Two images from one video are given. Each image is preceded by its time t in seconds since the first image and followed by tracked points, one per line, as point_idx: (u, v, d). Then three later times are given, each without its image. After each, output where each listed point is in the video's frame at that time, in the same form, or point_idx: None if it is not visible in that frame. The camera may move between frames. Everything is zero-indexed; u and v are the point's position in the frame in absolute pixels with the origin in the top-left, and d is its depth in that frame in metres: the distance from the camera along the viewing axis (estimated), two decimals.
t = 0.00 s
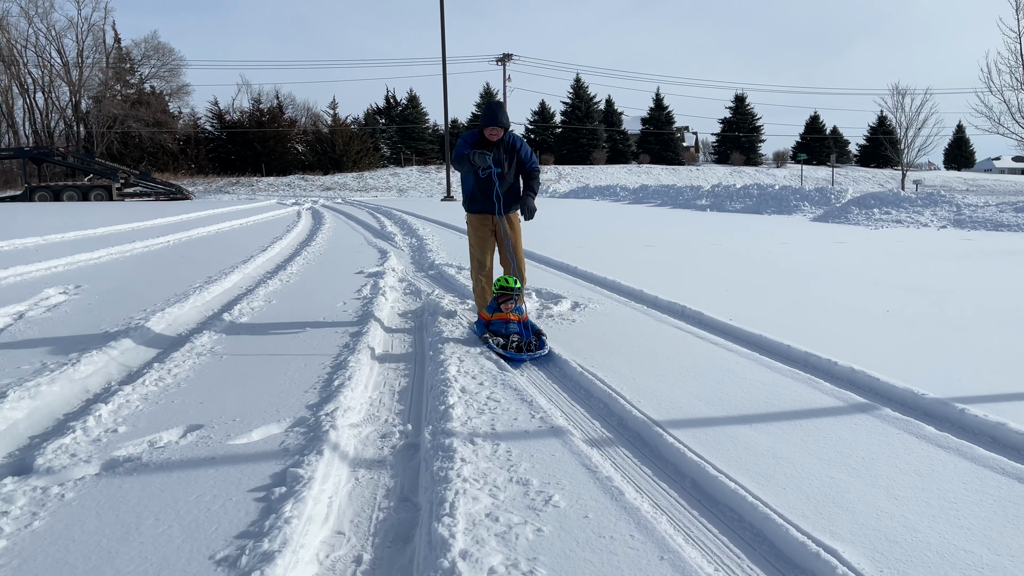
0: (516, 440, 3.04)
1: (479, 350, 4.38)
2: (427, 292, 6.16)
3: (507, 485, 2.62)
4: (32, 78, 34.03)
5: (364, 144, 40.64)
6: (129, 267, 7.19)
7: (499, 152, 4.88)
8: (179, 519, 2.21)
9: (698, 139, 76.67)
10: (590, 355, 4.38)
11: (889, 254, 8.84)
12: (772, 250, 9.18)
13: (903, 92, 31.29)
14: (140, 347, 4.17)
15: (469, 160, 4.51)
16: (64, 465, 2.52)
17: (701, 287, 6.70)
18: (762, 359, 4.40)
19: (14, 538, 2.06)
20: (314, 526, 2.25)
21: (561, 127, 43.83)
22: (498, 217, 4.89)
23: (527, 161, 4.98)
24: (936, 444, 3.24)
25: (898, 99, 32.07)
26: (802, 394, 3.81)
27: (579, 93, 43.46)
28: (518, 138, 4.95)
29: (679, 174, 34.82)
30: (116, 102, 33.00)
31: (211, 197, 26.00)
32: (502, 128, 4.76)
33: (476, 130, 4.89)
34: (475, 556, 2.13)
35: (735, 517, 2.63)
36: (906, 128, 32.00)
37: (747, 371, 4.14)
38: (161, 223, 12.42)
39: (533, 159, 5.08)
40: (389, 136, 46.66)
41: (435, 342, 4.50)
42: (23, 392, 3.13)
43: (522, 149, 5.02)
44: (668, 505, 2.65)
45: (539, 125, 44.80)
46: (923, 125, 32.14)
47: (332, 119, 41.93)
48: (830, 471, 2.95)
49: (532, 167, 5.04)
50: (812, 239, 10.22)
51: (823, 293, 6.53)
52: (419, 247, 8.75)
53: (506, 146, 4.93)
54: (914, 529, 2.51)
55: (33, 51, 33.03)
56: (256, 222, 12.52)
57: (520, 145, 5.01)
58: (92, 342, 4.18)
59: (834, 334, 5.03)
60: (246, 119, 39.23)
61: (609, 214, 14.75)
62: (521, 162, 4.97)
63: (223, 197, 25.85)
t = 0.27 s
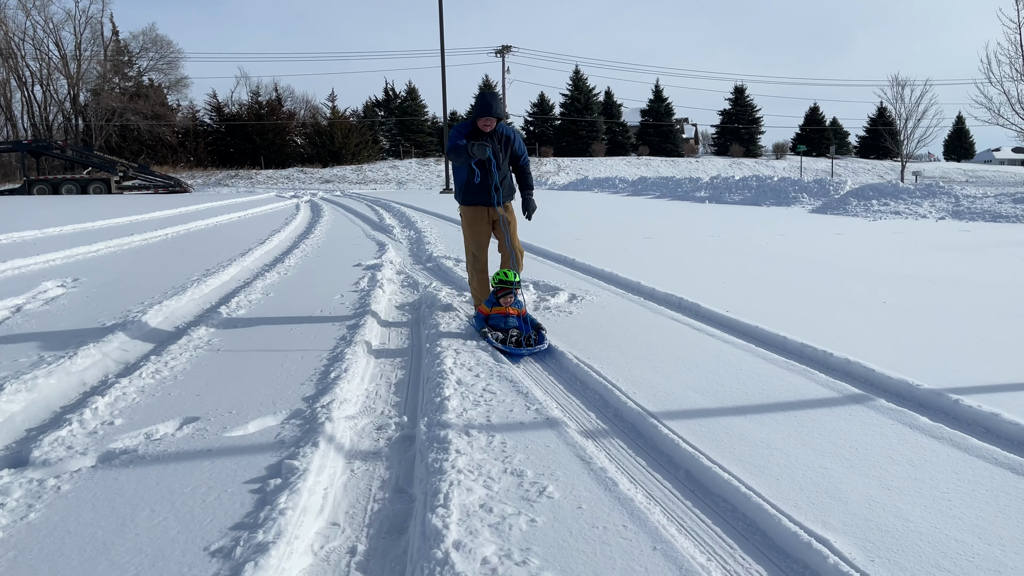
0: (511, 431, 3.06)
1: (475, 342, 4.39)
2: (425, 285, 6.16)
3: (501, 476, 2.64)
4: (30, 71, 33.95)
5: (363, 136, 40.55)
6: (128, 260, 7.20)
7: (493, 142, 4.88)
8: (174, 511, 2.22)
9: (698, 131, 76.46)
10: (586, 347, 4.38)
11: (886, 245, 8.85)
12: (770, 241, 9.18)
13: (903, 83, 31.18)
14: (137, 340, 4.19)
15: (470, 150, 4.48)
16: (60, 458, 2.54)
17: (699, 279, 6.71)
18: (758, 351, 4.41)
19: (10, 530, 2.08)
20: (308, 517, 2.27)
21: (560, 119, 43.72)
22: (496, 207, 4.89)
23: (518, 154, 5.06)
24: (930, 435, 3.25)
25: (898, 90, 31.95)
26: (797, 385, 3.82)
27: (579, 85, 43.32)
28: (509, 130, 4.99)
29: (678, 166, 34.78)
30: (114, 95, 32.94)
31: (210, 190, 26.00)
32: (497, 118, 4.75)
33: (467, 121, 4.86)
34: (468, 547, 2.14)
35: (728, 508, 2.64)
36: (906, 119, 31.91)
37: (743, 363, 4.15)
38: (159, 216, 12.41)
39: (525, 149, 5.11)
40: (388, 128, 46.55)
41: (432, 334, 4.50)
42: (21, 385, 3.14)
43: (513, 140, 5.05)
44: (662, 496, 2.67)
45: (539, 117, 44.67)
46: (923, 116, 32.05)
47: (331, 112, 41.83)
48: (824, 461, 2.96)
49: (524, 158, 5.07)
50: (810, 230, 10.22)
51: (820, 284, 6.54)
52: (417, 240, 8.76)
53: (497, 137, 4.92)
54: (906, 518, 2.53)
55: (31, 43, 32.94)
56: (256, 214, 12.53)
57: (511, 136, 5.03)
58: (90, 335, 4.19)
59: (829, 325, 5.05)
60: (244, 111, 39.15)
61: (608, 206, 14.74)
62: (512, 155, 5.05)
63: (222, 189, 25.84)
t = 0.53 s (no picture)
0: (506, 423, 3.07)
1: (471, 336, 4.42)
2: (423, 278, 6.19)
3: (496, 468, 2.65)
4: (27, 66, 33.85)
5: (362, 131, 40.47)
6: (125, 255, 7.20)
7: (491, 135, 4.88)
8: (169, 503, 2.24)
9: (697, 124, 76.38)
10: (581, 340, 4.40)
11: (883, 237, 8.86)
12: (766, 234, 9.20)
13: (902, 76, 31.11)
14: (134, 335, 4.19)
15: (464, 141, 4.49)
16: (57, 451, 2.55)
17: (695, 272, 6.73)
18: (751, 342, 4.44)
19: (6, 522, 2.09)
20: (303, 509, 2.28)
21: (559, 113, 43.62)
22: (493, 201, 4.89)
23: (516, 147, 5.04)
24: (923, 425, 3.27)
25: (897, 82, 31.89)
26: (789, 375, 3.86)
27: (577, 79, 43.20)
28: (508, 124, 4.98)
29: (676, 159, 34.74)
30: (112, 91, 32.85)
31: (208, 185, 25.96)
32: (494, 110, 4.75)
33: (465, 114, 4.86)
34: (461, 538, 2.16)
35: (721, 498, 2.66)
36: (905, 112, 31.86)
37: (737, 354, 4.18)
38: (157, 210, 12.39)
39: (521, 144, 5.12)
40: (386, 123, 46.43)
41: (428, 327, 4.53)
42: (17, 379, 3.16)
43: (510, 133, 5.05)
44: (655, 487, 2.68)
45: (537, 111, 44.56)
46: (923, 109, 32.00)
47: (329, 106, 41.73)
48: (818, 452, 2.98)
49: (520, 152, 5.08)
50: (807, 224, 10.22)
51: (816, 276, 6.56)
52: (415, 234, 8.78)
53: (496, 130, 4.93)
54: (898, 508, 2.55)
55: (28, 38, 32.80)
56: (254, 209, 12.53)
57: (508, 130, 5.03)
58: (87, 330, 4.20)
59: (823, 317, 5.07)
60: (243, 106, 39.08)
61: (606, 200, 14.74)
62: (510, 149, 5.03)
63: (221, 185, 25.81)
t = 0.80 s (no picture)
0: (499, 418, 3.09)
1: (465, 331, 4.43)
2: (417, 274, 6.20)
3: (488, 462, 2.66)
4: (21, 62, 33.65)
5: (357, 126, 40.34)
6: (120, 251, 7.19)
7: (491, 131, 4.86)
8: (162, 498, 2.24)
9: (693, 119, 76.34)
10: (575, 335, 4.42)
11: (877, 231, 8.89)
12: (761, 229, 9.22)
13: (897, 71, 31.13)
14: (127, 331, 4.19)
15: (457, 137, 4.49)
16: (50, 447, 2.56)
17: (689, 267, 6.74)
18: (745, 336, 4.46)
19: None
20: (296, 504, 2.30)
21: (555, 108, 43.55)
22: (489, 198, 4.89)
23: (516, 144, 5.02)
24: (914, 419, 3.29)
25: (892, 77, 31.90)
26: (782, 369, 3.88)
27: (573, 74, 43.13)
28: (510, 120, 4.95)
29: (672, 154, 34.73)
30: (107, 87, 32.68)
31: (204, 182, 25.87)
32: (495, 107, 4.72)
33: (467, 108, 4.84)
34: (453, 532, 2.17)
35: (712, 491, 2.68)
36: (901, 106, 31.88)
37: (730, 348, 4.20)
38: (151, 207, 12.35)
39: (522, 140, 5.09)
40: (382, 118, 46.31)
41: (422, 323, 4.54)
42: (11, 375, 3.16)
43: (511, 129, 5.02)
44: (647, 481, 2.69)
45: (533, 106, 44.48)
46: (918, 103, 32.03)
47: (325, 102, 41.59)
48: (810, 445, 2.99)
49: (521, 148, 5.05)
50: (802, 218, 10.24)
51: (810, 271, 6.58)
52: (410, 230, 8.78)
53: (496, 126, 4.91)
54: (888, 501, 2.56)
55: (22, 34, 32.59)
56: (249, 205, 12.50)
57: (509, 126, 5.00)
58: (81, 327, 4.20)
59: (817, 311, 5.09)
60: (238, 102, 38.92)
61: (601, 195, 14.75)
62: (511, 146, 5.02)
63: (216, 181, 25.72)
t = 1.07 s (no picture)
0: (490, 416, 3.11)
1: (457, 330, 4.45)
2: (409, 272, 6.20)
3: (479, 460, 2.68)
4: (8, 60, 33.34)
5: (349, 124, 40.19)
6: (110, 250, 7.16)
7: (486, 131, 4.87)
8: (154, 497, 2.25)
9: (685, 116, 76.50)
10: (567, 332, 4.43)
11: (866, 228, 8.96)
12: (751, 227, 9.27)
13: (887, 68, 31.31)
14: (117, 332, 4.19)
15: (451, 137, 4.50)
16: (41, 447, 2.56)
17: (680, 264, 6.77)
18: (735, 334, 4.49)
19: None
20: (287, 502, 2.31)
21: (547, 106, 43.53)
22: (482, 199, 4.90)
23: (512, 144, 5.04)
24: (901, 413, 3.33)
25: (881, 74, 32.09)
26: (771, 366, 3.92)
27: (565, 72, 43.13)
28: (507, 120, 4.96)
29: (664, 151, 34.81)
30: (96, 85, 32.42)
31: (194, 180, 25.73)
32: (491, 107, 4.73)
33: (463, 108, 4.85)
34: (444, 528, 2.19)
35: (701, 487, 2.70)
36: (890, 103, 32.07)
37: (720, 345, 4.23)
38: (141, 205, 12.28)
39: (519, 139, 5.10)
40: (373, 116, 46.15)
41: (414, 322, 4.55)
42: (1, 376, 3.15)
43: (508, 129, 5.03)
44: (636, 477, 2.71)
45: (525, 104, 44.43)
46: (907, 100, 32.21)
47: (316, 99, 41.41)
48: (800, 441, 3.03)
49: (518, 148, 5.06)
50: (792, 215, 10.31)
51: (800, 268, 6.63)
52: (401, 228, 8.78)
53: (493, 126, 4.92)
54: (875, 493, 2.60)
55: (9, 32, 32.28)
56: (240, 204, 12.44)
57: (506, 125, 5.01)
58: (71, 327, 4.18)
59: (806, 308, 5.14)
60: (228, 100, 38.71)
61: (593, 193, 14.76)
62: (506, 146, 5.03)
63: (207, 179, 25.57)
